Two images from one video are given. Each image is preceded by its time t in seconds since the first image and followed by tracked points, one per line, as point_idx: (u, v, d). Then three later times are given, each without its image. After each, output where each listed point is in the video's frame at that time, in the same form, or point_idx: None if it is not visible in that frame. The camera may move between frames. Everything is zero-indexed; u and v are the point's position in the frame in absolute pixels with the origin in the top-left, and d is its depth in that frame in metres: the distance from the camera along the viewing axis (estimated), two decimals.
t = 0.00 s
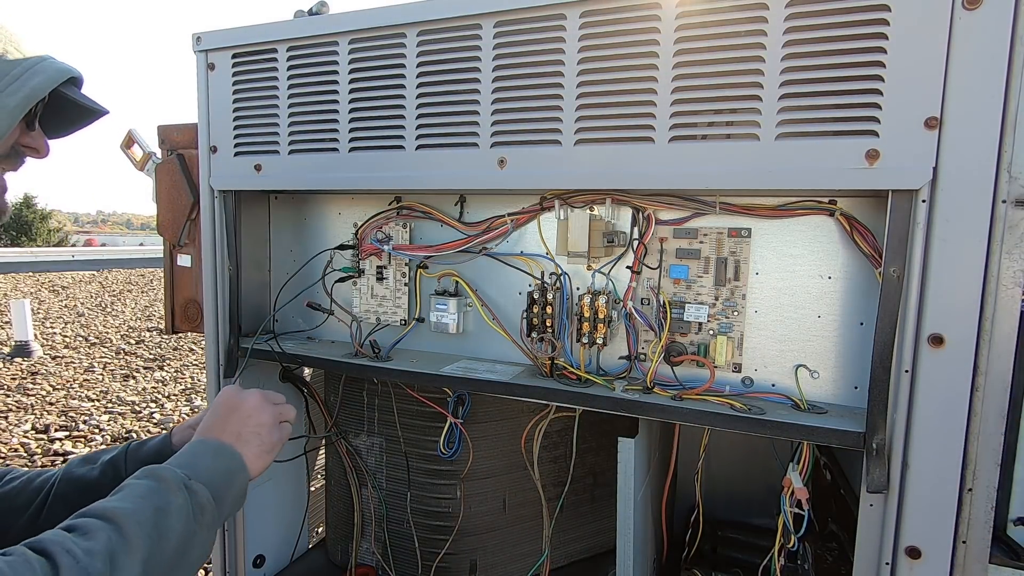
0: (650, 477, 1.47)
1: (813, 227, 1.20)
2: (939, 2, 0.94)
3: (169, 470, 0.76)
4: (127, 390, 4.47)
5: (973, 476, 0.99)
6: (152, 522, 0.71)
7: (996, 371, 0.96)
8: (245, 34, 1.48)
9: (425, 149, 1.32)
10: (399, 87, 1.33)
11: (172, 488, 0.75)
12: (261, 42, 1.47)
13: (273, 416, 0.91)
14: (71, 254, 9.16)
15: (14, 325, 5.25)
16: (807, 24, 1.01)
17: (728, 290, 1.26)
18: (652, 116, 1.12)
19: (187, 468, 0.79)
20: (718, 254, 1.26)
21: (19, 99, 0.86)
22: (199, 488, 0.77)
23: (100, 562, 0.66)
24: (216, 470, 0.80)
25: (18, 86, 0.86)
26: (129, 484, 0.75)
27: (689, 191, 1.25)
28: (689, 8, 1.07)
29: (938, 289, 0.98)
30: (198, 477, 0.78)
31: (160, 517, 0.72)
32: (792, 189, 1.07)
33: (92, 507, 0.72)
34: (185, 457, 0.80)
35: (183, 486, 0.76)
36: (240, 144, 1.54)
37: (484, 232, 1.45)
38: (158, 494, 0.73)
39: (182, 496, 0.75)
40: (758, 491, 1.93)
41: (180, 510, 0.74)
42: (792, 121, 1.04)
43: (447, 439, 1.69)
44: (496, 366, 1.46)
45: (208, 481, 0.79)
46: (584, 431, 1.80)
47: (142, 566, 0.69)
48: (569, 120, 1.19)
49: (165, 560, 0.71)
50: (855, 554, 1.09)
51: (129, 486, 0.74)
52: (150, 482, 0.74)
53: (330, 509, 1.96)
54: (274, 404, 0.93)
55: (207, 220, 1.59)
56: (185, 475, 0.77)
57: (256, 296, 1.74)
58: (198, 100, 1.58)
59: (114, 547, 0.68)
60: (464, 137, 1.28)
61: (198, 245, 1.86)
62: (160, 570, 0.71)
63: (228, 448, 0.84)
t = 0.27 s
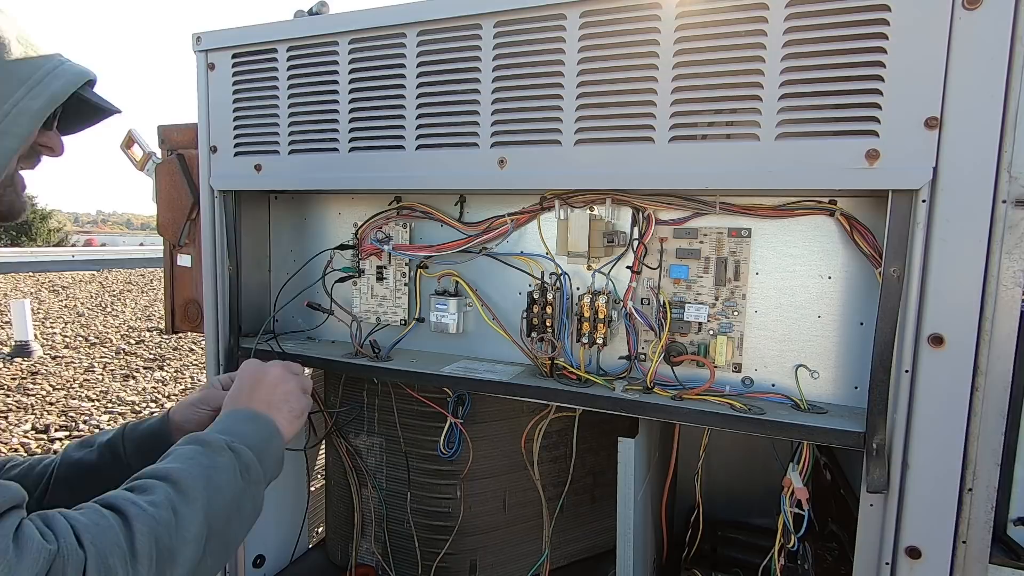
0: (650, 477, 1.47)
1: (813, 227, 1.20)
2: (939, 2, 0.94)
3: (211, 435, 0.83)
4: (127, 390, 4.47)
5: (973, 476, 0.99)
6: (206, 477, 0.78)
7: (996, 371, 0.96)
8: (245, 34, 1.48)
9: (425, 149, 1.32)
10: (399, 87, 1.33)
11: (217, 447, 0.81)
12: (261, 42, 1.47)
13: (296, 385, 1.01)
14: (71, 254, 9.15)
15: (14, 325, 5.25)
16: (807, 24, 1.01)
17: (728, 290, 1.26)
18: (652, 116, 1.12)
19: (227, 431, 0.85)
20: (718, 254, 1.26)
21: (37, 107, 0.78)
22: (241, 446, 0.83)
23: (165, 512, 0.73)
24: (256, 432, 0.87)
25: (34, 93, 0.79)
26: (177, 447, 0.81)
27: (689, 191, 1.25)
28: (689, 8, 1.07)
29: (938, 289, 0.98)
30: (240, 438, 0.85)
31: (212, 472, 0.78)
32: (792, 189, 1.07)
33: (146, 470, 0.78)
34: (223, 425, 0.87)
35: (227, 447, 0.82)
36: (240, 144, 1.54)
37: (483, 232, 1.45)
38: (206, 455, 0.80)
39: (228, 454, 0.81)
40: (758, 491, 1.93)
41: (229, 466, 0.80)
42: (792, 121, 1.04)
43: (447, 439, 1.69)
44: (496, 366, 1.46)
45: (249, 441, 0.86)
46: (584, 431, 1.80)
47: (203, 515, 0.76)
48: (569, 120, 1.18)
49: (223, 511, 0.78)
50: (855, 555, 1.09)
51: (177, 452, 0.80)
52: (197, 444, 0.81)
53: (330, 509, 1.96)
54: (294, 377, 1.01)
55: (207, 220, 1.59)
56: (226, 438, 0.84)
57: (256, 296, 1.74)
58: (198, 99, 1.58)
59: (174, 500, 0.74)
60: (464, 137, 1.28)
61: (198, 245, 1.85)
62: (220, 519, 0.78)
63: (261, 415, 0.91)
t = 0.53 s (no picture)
0: (650, 477, 1.47)
1: (813, 226, 1.20)
2: (939, 2, 0.94)
3: (237, 434, 0.81)
4: (127, 390, 4.47)
5: (973, 476, 0.99)
6: (229, 483, 0.76)
7: (996, 371, 0.96)
8: (245, 34, 1.48)
9: (425, 149, 1.32)
10: (399, 87, 1.33)
11: (242, 449, 0.80)
12: (261, 42, 1.47)
13: (329, 374, 0.99)
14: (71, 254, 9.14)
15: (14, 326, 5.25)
16: (807, 24, 1.01)
17: (728, 290, 1.26)
18: (652, 116, 1.12)
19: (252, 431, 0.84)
20: (718, 254, 1.26)
21: (41, 112, 0.75)
22: (266, 448, 0.82)
23: (188, 520, 0.71)
24: (280, 433, 0.86)
25: (40, 98, 0.75)
26: (199, 449, 0.80)
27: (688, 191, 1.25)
28: (689, 8, 1.07)
29: (938, 289, 0.98)
30: (263, 439, 0.84)
31: (235, 478, 0.77)
32: (792, 189, 1.07)
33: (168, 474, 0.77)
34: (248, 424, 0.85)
35: (253, 448, 0.81)
36: (240, 144, 1.54)
37: (484, 232, 1.45)
38: (231, 456, 0.78)
39: (253, 457, 0.80)
40: (758, 491, 1.93)
41: (252, 470, 0.79)
42: (792, 121, 1.04)
43: (447, 439, 1.69)
44: (496, 366, 1.46)
45: (274, 441, 0.84)
46: (584, 431, 1.80)
47: (225, 523, 0.74)
48: (569, 121, 1.19)
49: (247, 518, 0.76)
50: (855, 555, 1.09)
51: (200, 453, 0.78)
52: (221, 445, 0.79)
53: (330, 509, 1.96)
54: (328, 365, 1.00)
55: (207, 220, 1.59)
56: (252, 437, 0.83)
57: (256, 296, 1.74)
58: (198, 99, 1.58)
59: (196, 508, 0.72)
60: (464, 137, 1.28)
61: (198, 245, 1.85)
62: (243, 526, 0.76)
63: (289, 407, 0.91)
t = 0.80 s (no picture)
0: (650, 477, 1.47)
1: (813, 227, 1.20)
2: (939, 2, 0.94)
3: (238, 452, 0.83)
4: (127, 390, 4.47)
5: (973, 476, 0.99)
6: (227, 505, 0.77)
7: (996, 371, 0.96)
8: (245, 34, 1.48)
9: (425, 149, 1.32)
10: (399, 87, 1.33)
11: (241, 469, 0.81)
12: (261, 42, 1.47)
13: (338, 386, 0.99)
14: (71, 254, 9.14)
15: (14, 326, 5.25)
16: (807, 24, 1.01)
17: (727, 290, 1.26)
18: (652, 116, 1.12)
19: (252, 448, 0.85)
20: (718, 254, 1.26)
21: (62, 112, 0.74)
22: (266, 467, 0.83)
23: (185, 546, 0.72)
24: (281, 451, 0.87)
25: (61, 98, 0.75)
26: (200, 465, 0.81)
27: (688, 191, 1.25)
28: (689, 8, 1.07)
29: (938, 289, 0.98)
30: (264, 458, 0.85)
31: (233, 502, 0.78)
32: (792, 189, 1.07)
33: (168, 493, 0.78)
34: (250, 438, 0.87)
35: (253, 468, 0.82)
36: (240, 144, 1.54)
37: (483, 232, 1.45)
38: (230, 477, 0.80)
39: (252, 477, 0.81)
40: (758, 491, 1.93)
41: (251, 491, 0.80)
42: (792, 121, 1.04)
43: (447, 439, 1.69)
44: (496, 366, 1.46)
45: (275, 457, 0.86)
46: (584, 431, 1.80)
47: (222, 548, 0.75)
48: (569, 121, 1.19)
49: (245, 540, 0.78)
50: (855, 555, 1.09)
51: (201, 470, 0.80)
52: (221, 465, 0.81)
53: (330, 509, 1.97)
54: (338, 377, 1.00)
55: (207, 219, 1.59)
56: (253, 454, 0.84)
57: (256, 296, 1.74)
58: (198, 100, 1.58)
59: (194, 534, 0.74)
60: (464, 138, 1.28)
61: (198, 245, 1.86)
62: (241, 548, 0.78)
63: (293, 420, 0.91)
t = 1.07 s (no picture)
0: (650, 477, 1.47)
1: (813, 227, 1.20)
2: (939, 1, 0.94)
3: (267, 430, 0.84)
4: (127, 390, 4.47)
5: (973, 476, 0.99)
6: (260, 483, 0.79)
7: (996, 371, 0.96)
8: (245, 34, 1.48)
9: (425, 149, 1.32)
10: (399, 87, 1.33)
11: (272, 448, 0.82)
12: (261, 42, 1.47)
13: (361, 373, 1.03)
14: (71, 254, 9.14)
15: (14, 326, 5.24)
16: (807, 25, 1.01)
17: (728, 290, 1.26)
18: (652, 116, 1.12)
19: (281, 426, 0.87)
20: (718, 254, 1.26)
21: (64, 112, 0.72)
22: (295, 447, 0.85)
23: (222, 524, 0.74)
24: (310, 430, 0.88)
25: (60, 93, 0.73)
26: (231, 442, 0.82)
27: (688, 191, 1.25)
28: (689, 7, 1.07)
29: (938, 289, 0.98)
30: (291, 436, 0.86)
31: (266, 480, 0.80)
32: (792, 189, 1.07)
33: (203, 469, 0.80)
34: (277, 417, 0.88)
35: (282, 448, 0.83)
36: (240, 144, 1.54)
37: (483, 232, 1.45)
38: (261, 455, 0.81)
39: (282, 456, 0.83)
40: (758, 491, 1.93)
41: (281, 470, 0.82)
42: (792, 121, 1.04)
43: (447, 439, 1.69)
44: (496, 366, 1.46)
45: (301, 437, 0.87)
46: (584, 431, 1.80)
47: (259, 521, 0.77)
48: (569, 121, 1.19)
49: (278, 516, 0.80)
50: (855, 555, 1.09)
51: (233, 447, 0.81)
52: (252, 444, 0.82)
53: (330, 509, 1.97)
54: (359, 370, 1.03)
55: (207, 219, 1.59)
56: (281, 434, 0.86)
57: (256, 296, 1.74)
58: (198, 99, 1.58)
59: (231, 511, 0.75)
60: (464, 137, 1.28)
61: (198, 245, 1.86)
62: (275, 525, 0.80)
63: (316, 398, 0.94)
